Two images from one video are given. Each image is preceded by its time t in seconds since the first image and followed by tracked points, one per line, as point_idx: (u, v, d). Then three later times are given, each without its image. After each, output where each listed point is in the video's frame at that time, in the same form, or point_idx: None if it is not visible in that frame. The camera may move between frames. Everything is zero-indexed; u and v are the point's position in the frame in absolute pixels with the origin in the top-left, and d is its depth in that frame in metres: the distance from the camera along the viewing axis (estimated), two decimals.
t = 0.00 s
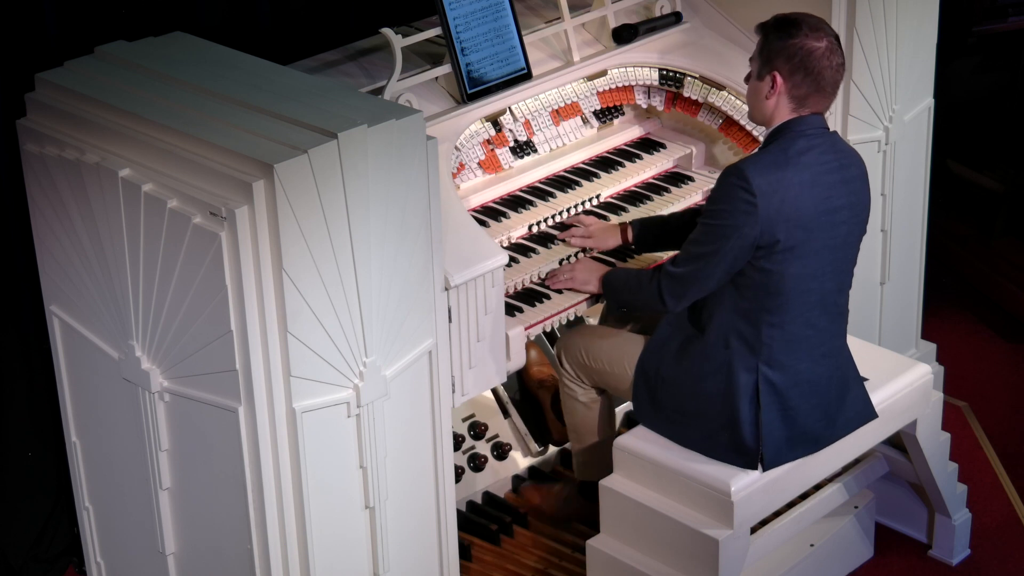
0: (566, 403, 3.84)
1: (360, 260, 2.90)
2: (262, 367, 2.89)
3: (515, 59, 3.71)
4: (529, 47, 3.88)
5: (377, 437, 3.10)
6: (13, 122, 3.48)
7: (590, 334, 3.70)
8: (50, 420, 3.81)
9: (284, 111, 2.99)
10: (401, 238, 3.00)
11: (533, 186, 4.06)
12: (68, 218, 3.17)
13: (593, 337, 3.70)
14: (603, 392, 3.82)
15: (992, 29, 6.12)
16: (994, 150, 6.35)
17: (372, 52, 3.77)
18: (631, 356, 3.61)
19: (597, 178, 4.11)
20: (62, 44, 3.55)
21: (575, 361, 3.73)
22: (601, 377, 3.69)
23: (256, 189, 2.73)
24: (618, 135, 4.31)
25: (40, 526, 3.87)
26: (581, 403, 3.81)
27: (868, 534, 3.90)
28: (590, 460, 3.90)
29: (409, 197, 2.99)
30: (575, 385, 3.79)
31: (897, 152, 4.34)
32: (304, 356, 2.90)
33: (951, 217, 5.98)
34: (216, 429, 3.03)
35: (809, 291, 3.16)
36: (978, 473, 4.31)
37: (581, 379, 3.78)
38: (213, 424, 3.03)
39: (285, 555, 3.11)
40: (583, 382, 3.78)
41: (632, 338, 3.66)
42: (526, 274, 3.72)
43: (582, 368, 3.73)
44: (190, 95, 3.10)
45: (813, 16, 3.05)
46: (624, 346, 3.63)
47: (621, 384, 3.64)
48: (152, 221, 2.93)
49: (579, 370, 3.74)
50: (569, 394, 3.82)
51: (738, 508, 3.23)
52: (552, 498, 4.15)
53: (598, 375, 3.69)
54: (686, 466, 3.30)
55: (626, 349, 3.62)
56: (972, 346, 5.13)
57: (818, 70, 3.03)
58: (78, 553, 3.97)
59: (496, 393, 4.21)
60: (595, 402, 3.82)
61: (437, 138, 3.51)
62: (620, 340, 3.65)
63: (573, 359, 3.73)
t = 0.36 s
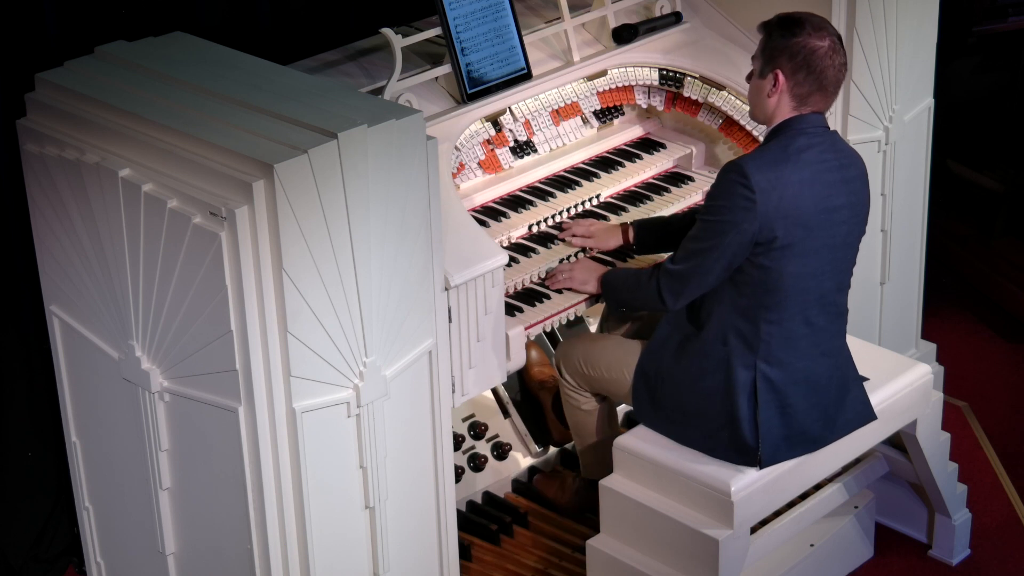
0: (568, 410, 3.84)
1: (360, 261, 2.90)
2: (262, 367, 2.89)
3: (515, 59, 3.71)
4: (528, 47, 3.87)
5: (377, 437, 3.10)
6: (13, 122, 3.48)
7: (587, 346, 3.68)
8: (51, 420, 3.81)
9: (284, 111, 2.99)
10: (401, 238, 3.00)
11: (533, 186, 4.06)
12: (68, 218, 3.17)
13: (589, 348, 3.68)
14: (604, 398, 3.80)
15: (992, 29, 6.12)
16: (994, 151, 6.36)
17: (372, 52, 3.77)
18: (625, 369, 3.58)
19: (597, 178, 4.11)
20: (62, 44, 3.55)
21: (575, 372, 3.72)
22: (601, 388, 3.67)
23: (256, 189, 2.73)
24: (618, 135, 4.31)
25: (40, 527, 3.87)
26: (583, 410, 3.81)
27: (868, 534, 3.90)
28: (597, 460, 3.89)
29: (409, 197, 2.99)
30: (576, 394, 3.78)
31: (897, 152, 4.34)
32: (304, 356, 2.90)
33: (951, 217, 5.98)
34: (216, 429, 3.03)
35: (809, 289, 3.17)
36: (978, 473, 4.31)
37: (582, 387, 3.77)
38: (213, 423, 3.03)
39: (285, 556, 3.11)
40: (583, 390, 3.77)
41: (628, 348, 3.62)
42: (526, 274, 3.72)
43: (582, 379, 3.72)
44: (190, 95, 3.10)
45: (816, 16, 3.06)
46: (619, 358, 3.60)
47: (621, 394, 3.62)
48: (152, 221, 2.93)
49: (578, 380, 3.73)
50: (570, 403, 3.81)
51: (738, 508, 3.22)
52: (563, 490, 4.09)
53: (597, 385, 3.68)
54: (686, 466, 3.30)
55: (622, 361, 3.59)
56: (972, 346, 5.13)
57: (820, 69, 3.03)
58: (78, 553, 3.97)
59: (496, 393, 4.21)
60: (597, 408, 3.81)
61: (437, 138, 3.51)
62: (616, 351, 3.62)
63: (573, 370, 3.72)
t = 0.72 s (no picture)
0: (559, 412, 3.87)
1: (360, 261, 2.90)
2: (262, 367, 2.89)
3: (515, 59, 3.71)
4: (528, 47, 3.87)
5: (377, 437, 3.10)
6: (13, 122, 3.48)
7: (576, 350, 3.70)
8: (51, 420, 3.81)
9: (285, 111, 2.99)
10: (401, 239, 3.00)
11: (533, 186, 4.06)
12: (68, 218, 3.17)
13: (579, 353, 3.69)
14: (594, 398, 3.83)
15: (992, 29, 6.11)
16: (994, 150, 6.36)
17: (372, 52, 3.77)
18: (616, 375, 3.60)
19: (597, 178, 4.11)
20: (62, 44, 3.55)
21: (565, 375, 3.75)
22: (592, 391, 3.70)
23: (256, 189, 2.73)
24: (618, 135, 4.31)
25: (40, 527, 3.87)
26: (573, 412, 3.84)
27: (868, 534, 3.90)
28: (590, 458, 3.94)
29: (409, 197, 2.99)
30: (567, 397, 3.80)
31: (897, 152, 4.34)
32: (304, 356, 2.90)
33: (951, 217, 5.98)
34: (216, 429, 3.03)
35: (808, 289, 3.17)
36: (978, 473, 4.31)
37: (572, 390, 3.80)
38: (213, 424, 3.03)
39: (285, 556, 3.11)
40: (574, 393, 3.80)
41: (619, 352, 3.63)
42: (526, 274, 3.72)
43: (572, 382, 3.74)
44: (190, 95, 3.10)
45: (813, 15, 3.06)
46: (609, 364, 3.62)
47: (612, 397, 3.65)
48: (152, 221, 2.93)
49: (569, 383, 3.76)
50: (561, 405, 3.84)
51: (738, 508, 3.22)
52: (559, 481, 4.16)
53: (589, 389, 3.70)
54: (686, 466, 3.30)
55: (613, 366, 3.61)
56: (972, 346, 5.13)
57: (817, 68, 3.03)
58: (78, 553, 3.97)
59: (496, 393, 4.23)
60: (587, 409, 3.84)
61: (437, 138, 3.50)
62: (607, 356, 3.63)
63: (563, 374, 3.75)
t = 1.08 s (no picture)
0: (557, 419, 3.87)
1: (360, 261, 2.90)
2: (262, 367, 2.89)
3: (515, 59, 3.71)
4: (529, 47, 3.87)
5: (377, 437, 3.10)
6: (13, 122, 3.48)
7: (574, 357, 3.70)
8: (51, 420, 3.81)
9: (285, 111, 2.99)
10: (401, 239, 3.00)
11: (533, 186, 4.06)
12: (68, 218, 3.17)
13: (576, 361, 3.69)
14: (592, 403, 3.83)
15: (992, 29, 6.11)
16: (994, 150, 6.36)
17: (372, 52, 3.77)
18: (613, 382, 3.59)
19: (597, 178, 4.11)
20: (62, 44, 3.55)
21: (562, 383, 3.75)
22: (591, 398, 3.70)
23: (256, 189, 2.73)
24: (618, 135, 4.31)
25: (40, 527, 3.87)
26: (571, 418, 3.84)
27: (868, 534, 3.90)
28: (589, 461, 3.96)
29: (409, 197, 2.99)
30: (564, 404, 3.81)
31: (897, 152, 4.35)
32: (304, 356, 2.90)
33: (951, 217, 5.99)
34: (216, 429, 3.03)
35: (804, 290, 3.17)
36: (978, 473, 4.31)
37: (569, 397, 3.80)
38: (213, 424, 3.03)
39: (285, 556, 3.11)
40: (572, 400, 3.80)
41: (614, 358, 3.62)
42: (526, 274, 3.72)
43: (571, 389, 3.75)
44: (190, 95, 3.10)
45: (799, 16, 3.06)
46: (606, 371, 3.61)
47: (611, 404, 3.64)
48: (152, 221, 2.93)
49: (567, 391, 3.76)
50: (558, 413, 3.84)
51: (738, 508, 3.22)
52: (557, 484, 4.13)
53: (588, 396, 3.70)
54: (686, 466, 3.30)
55: (610, 373, 3.60)
56: (972, 346, 5.13)
57: (805, 70, 3.04)
58: (78, 553, 3.97)
59: (496, 394, 4.23)
60: (585, 415, 3.83)
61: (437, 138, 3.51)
62: (603, 363, 3.62)
63: (561, 382, 3.75)
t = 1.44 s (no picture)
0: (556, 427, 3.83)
1: (360, 261, 2.90)
2: (262, 367, 2.89)
3: (515, 59, 3.71)
4: (529, 47, 3.88)
5: (377, 437, 3.10)
6: (13, 123, 3.48)
7: (572, 364, 3.67)
8: (51, 420, 3.81)
9: (285, 111, 2.99)
10: (401, 239, 3.00)
11: (533, 186, 4.06)
12: (68, 218, 3.17)
13: (575, 367, 3.66)
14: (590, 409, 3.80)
15: (992, 29, 6.11)
16: (995, 150, 6.36)
17: (372, 52, 3.77)
18: (614, 387, 3.59)
19: (597, 178, 4.11)
20: (62, 44, 3.55)
21: (562, 391, 3.72)
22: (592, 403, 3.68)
23: (256, 189, 2.73)
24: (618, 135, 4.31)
25: (40, 526, 3.87)
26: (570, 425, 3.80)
27: (868, 534, 3.90)
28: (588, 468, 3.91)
29: (409, 197, 2.99)
30: (563, 411, 3.77)
31: (897, 152, 4.35)
32: (304, 356, 2.90)
33: (951, 217, 5.98)
34: (216, 430, 3.03)
35: (799, 293, 3.17)
36: (978, 473, 4.31)
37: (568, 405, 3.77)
38: (213, 424, 3.03)
39: (285, 556, 3.11)
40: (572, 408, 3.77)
41: (614, 364, 3.60)
42: (526, 274, 3.72)
43: (570, 396, 3.71)
44: (190, 95, 3.10)
45: (777, 20, 3.07)
46: (607, 377, 3.60)
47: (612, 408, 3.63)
48: (153, 221, 2.93)
49: (568, 398, 3.73)
50: (557, 421, 3.81)
51: (738, 508, 3.22)
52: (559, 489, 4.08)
53: (589, 401, 3.68)
54: (686, 466, 3.30)
55: (611, 378, 3.59)
56: (972, 346, 5.13)
57: (784, 75, 3.04)
58: (78, 553, 3.97)
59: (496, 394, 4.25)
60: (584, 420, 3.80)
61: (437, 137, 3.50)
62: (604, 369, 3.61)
63: (560, 389, 3.72)
